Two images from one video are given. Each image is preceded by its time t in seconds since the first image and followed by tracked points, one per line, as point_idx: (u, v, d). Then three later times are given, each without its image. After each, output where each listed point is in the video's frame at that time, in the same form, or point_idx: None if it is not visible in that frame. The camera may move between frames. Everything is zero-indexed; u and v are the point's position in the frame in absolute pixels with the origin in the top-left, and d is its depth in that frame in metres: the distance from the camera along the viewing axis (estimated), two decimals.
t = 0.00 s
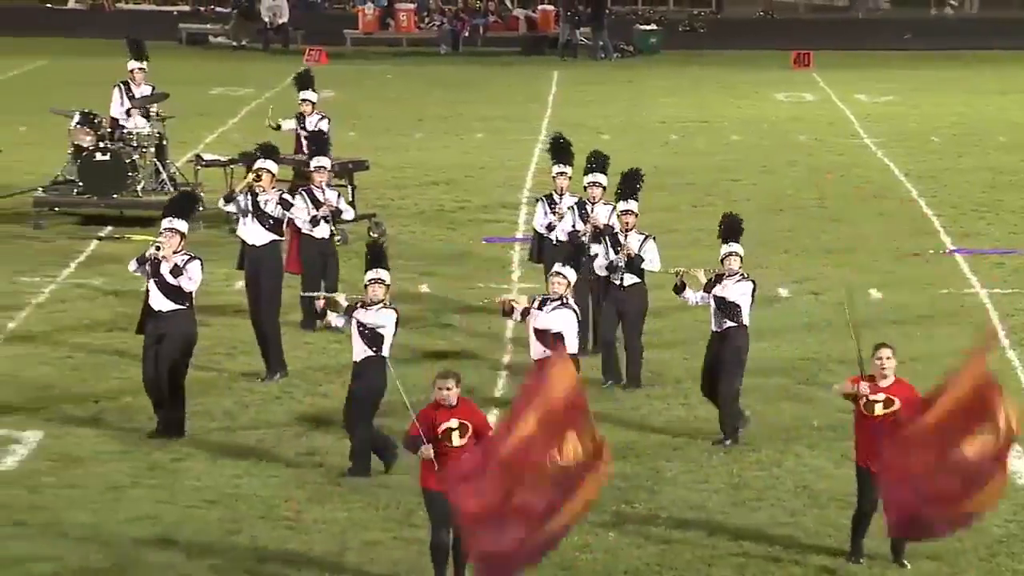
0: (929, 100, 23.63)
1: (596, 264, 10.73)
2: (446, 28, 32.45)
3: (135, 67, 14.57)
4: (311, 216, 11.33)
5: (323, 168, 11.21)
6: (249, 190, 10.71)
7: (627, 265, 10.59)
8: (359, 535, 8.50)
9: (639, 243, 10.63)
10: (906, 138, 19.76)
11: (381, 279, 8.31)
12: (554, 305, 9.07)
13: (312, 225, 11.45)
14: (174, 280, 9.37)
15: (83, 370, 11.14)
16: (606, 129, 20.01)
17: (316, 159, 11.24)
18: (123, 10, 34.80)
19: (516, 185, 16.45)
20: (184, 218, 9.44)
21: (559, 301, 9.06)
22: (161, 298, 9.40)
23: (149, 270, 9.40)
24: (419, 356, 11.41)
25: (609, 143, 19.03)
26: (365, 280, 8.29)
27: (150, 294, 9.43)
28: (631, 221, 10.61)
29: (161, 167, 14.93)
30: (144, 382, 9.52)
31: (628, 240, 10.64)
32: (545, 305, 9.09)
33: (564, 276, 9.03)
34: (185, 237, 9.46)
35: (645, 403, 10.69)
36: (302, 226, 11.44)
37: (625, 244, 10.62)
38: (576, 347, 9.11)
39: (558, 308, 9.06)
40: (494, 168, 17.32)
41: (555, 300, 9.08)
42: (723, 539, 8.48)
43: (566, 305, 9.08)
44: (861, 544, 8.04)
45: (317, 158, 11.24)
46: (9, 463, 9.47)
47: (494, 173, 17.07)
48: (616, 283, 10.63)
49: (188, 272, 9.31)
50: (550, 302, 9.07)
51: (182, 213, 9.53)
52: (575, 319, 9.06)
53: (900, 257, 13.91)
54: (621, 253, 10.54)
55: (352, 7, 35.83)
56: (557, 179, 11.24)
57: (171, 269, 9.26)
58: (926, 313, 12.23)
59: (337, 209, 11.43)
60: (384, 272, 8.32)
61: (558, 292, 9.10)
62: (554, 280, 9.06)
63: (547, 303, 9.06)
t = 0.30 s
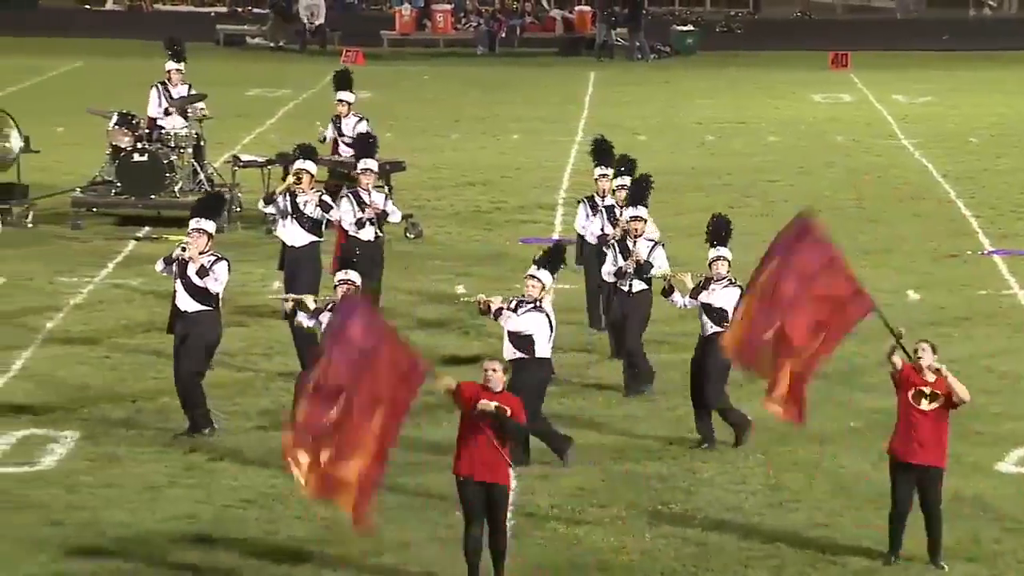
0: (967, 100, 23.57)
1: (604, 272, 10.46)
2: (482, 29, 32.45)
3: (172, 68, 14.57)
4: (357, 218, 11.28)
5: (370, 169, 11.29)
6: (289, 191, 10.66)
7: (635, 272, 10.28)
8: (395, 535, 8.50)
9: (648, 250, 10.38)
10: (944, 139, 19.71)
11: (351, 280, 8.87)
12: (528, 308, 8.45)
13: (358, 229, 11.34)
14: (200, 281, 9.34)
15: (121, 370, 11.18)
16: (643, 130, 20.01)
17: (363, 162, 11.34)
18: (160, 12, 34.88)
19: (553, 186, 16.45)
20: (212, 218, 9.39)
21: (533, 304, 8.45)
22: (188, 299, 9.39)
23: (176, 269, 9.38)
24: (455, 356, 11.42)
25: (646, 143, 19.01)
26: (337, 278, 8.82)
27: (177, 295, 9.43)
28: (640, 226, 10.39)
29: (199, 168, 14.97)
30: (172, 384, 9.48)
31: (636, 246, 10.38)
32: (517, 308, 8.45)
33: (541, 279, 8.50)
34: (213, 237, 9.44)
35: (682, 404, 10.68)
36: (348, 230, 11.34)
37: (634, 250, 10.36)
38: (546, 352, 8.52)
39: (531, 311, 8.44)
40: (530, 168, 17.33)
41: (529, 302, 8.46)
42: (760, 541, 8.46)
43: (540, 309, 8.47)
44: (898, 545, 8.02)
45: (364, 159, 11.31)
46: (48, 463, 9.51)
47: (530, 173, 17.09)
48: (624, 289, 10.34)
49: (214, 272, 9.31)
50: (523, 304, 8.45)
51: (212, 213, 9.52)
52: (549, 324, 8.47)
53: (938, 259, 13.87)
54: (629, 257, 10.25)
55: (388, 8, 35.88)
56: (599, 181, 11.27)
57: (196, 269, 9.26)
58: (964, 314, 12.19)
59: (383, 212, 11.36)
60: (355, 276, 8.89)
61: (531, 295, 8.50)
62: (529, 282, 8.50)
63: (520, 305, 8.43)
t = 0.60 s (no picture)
0: (1006, 101, 23.48)
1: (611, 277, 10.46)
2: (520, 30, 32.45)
3: (210, 69, 14.62)
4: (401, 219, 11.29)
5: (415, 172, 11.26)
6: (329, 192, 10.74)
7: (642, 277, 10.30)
8: (431, 536, 8.51)
9: (656, 255, 10.36)
10: (983, 139, 19.63)
11: (326, 281, 8.91)
12: (507, 311, 8.69)
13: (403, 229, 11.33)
14: (231, 282, 9.46)
15: (158, 370, 11.22)
16: (679, 131, 19.99)
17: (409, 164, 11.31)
18: (198, 13, 34.96)
19: (590, 188, 16.44)
20: (243, 221, 9.52)
21: (512, 307, 8.70)
22: (219, 299, 9.51)
23: (206, 271, 9.49)
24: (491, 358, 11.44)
25: (683, 144, 18.99)
26: (309, 281, 8.89)
27: (207, 296, 9.55)
28: (647, 232, 10.39)
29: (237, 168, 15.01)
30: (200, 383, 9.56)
31: (643, 250, 10.38)
32: (496, 310, 8.69)
33: (517, 282, 8.72)
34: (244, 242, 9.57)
35: (718, 404, 10.66)
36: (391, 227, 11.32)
37: (641, 255, 10.37)
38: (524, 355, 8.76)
39: (510, 313, 8.68)
40: (566, 169, 17.33)
41: (506, 306, 8.70)
42: (796, 542, 8.45)
43: (517, 311, 8.72)
44: (935, 547, 8.00)
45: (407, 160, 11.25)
46: (87, 462, 9.55)
47: (566, 173, 17.09)
48: (632, 295, 10.38)
49: (244, 274, 9.45)
50: (502, 307, 8.68)
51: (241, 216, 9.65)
52: (528, 326, 8.73)
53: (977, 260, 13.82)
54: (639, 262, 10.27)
55: (425, 9, 35.90)
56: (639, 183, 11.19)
57: (228, 269, 9.39)
58: (1005, 315, 12.14)
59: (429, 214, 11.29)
60: (329, 277, 8.93)
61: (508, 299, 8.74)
62: (506, 285, 8.73)
63: (498, 309, 8.67)
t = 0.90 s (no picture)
0: None
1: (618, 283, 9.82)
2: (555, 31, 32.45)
3: (245, 70, 14.67)
4: (445, 221, 11.13)
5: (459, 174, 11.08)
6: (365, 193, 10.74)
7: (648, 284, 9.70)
8: (466, 536, 8.51)
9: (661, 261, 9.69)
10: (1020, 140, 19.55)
11: (298, 282, 8.73)
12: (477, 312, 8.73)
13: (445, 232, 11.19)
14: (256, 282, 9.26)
15: (194, 370, 11.24)
16: (715, 132, 19.97)
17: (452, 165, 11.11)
18: (234, 14, 35.08)
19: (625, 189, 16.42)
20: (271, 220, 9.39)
21: (482, 309, 8.73)
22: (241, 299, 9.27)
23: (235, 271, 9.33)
24: (526, 359, 11.44)
25: (719, 146, 18.95)
26: (282, 281, 8.66)
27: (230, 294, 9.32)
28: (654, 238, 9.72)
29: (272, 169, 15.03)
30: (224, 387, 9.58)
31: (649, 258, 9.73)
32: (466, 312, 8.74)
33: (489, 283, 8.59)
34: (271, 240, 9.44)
35: (753, 407, 10.64)
36: (433, 229, 11.19)
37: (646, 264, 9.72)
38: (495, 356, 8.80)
39: (480, 316, 8.73)
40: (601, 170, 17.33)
41: (477, 306, 8.73)
42: (831, 544, 8.43)
43: (488, 313, 8.73)
44: (972, 550, 7.97)
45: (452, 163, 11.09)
46: (123, 463, 9.57)
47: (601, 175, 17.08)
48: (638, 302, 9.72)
49: (269, 274, 9.26)
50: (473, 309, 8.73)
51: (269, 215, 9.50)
52: (497, 329, 8.75)
53: (1013, 262, 13.76)
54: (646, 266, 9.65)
55: (461, 9, 35.95)
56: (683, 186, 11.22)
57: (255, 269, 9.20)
58: None
59: (471, 216, 11.20)
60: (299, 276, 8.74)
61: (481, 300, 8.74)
62: (480, 286, 8.61)
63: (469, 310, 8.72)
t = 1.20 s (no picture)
0: None
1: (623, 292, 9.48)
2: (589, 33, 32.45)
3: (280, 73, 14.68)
4: (485, 224, 11.16)
5: (501, 175, 11.11)
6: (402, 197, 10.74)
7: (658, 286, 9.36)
8: (500, 539, 8.51)
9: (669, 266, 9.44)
10: None
11: (266, 281, 8.71)
12: (452, 313, 8.67)
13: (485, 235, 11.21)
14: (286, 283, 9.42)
15: (229, 372, 11.27)
16: (749, 134, 19.95)
17: (492, 168, 11.18)
18: (269, 16, 35.16)
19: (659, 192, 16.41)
20: (298, 222, 9.59)
21: (457, 309, 8.68)
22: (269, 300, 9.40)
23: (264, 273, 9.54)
24: (561, 360, 11.44)
25: (752, 148, 18.93)
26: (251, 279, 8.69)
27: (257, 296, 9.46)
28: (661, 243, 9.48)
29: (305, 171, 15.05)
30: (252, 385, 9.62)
31: (657, 262, 9.49)
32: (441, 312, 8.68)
33: (464, 285, 8.73)
34: (298, 242, 9.66)
35: (788, 409, 10.62)
36: (475, 234, 11.23)
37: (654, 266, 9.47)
38: (470, 357, 8.75)
39: (456, 316, 8.66)
40: (635, 172, 17.32)
41: (453, 308, 8.68)
42: (866, 547, 8.41)
43: (463, 314, 8.70)
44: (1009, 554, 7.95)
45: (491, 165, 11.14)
46: (158, 464, 9.59)
47: (635, 177, 17.08)
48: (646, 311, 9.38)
49: (298, 276, 9.41)
50: (448, 309, 8.67)
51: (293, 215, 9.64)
52: (473, 329, 8.69)
53: None
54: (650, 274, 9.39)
55: (494, 12, 35.95)
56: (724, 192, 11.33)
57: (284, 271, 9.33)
58: None
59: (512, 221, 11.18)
60: (268, 276, 8.74)
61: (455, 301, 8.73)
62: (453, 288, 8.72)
63: (445, 310, 8.65)
